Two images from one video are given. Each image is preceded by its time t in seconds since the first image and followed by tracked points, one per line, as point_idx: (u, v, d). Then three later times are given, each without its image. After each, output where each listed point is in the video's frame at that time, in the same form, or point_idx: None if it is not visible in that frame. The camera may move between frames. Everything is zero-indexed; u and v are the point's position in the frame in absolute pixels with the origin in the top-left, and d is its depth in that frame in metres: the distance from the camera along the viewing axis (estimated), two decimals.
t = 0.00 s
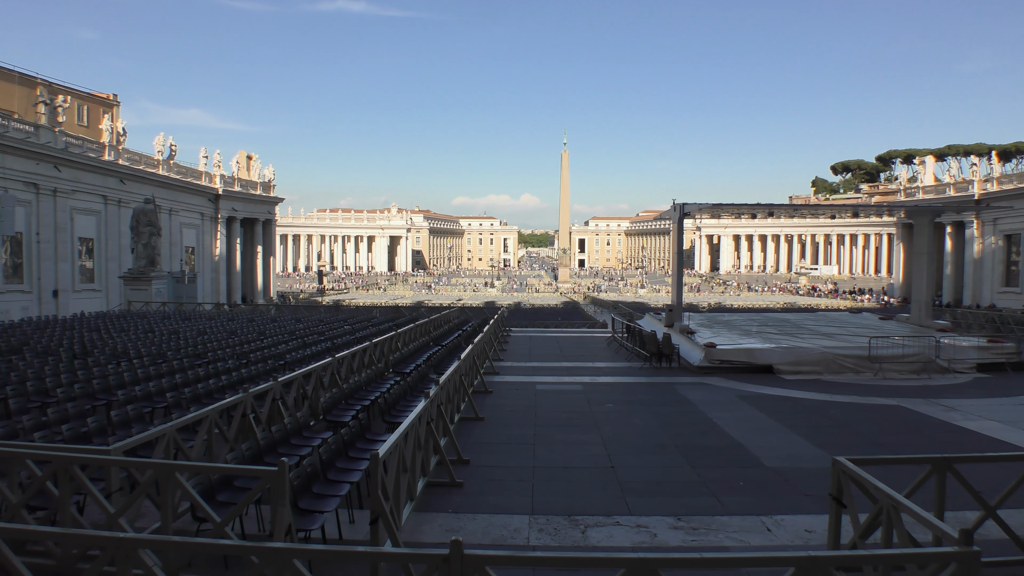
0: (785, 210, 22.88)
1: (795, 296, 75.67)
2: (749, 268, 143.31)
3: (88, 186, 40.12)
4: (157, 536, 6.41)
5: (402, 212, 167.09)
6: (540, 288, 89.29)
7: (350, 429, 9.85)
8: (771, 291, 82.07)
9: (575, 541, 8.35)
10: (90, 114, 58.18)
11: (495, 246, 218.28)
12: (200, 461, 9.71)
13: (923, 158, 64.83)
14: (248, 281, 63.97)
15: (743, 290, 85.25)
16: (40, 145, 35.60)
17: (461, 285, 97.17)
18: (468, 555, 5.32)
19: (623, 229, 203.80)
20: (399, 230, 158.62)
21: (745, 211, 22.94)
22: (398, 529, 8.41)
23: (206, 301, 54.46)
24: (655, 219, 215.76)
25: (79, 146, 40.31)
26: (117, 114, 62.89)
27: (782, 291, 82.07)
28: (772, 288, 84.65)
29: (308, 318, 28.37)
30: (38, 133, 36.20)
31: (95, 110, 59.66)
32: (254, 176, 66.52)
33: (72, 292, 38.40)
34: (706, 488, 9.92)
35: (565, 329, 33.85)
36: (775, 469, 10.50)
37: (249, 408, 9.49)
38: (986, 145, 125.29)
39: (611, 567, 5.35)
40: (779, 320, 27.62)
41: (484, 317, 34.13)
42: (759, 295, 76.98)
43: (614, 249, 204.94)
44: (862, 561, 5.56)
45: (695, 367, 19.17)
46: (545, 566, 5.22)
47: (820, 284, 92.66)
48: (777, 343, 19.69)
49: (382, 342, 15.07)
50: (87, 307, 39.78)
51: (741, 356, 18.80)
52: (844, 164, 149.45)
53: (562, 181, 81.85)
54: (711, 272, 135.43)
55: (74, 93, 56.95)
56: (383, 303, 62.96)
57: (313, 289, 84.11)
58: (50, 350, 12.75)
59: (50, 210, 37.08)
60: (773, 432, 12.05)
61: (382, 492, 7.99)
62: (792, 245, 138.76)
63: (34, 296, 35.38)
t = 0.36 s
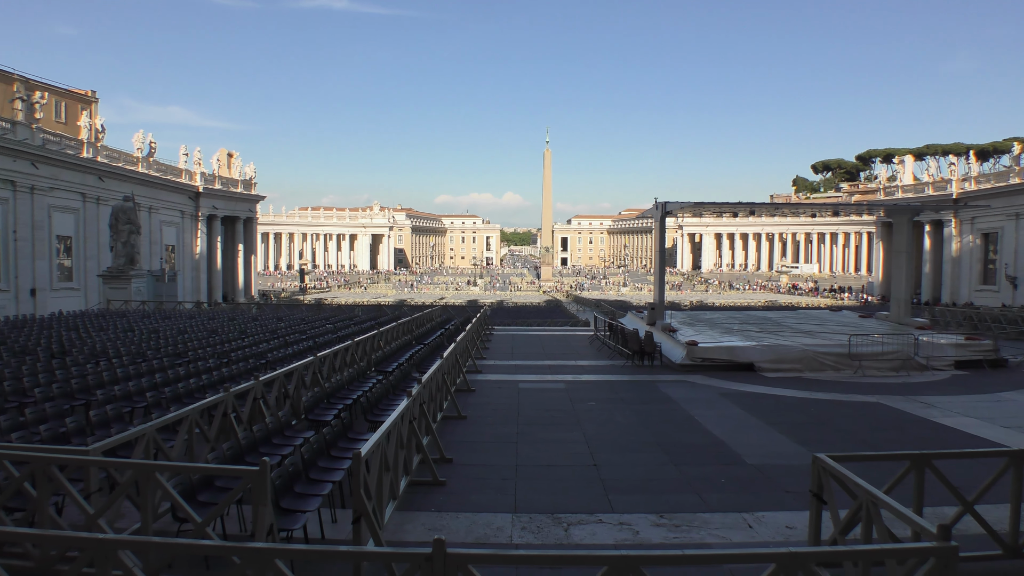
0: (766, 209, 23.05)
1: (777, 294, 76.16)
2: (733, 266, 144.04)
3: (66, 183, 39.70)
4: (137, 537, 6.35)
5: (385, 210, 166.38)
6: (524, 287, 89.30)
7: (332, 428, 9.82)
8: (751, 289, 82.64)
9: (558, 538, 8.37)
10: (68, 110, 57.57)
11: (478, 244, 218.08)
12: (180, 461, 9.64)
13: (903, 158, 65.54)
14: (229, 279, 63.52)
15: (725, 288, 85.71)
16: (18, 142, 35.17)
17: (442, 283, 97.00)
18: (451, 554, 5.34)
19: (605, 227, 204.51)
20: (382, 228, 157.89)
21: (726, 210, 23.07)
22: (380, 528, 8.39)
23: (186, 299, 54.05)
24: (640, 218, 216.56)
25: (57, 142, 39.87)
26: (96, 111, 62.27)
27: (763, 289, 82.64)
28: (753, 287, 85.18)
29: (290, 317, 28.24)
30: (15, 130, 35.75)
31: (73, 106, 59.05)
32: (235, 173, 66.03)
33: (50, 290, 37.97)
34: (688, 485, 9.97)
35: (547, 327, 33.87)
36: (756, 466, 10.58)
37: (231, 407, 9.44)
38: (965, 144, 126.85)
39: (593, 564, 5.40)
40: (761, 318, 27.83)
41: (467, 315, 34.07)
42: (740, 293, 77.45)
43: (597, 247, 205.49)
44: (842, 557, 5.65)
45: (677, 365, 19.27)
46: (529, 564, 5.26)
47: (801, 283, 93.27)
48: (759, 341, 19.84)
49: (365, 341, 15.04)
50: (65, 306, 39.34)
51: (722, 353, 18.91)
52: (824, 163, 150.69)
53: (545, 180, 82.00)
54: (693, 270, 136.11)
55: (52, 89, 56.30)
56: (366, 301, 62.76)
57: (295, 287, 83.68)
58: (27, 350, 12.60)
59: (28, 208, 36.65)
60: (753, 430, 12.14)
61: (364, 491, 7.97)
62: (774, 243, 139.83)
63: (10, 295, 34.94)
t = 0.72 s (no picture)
0: (747, 208, 23.17)
1: (758, 292, 76.74)
2: (716, 265, 144.78)
3: (43, 181, 39.26)
4: (116, 538, 6.28)
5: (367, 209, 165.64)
6: (507, 286, 89.34)
7: (314, 427, 9.79)
8: (731, 288, 83.19)
9: (541, 537, 8.38)
10: (45, 107, 57.00)
11: (461, 242, 217.82)
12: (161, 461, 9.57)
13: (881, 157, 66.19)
14: (210, 278, 63.10)
15: (706, 286, 86.22)
16: None
17: (424, 282, 96.81)
18: (434, 553, 5.34)
19: (588, 226, 205.17)
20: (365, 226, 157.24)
21: (707, 208, 23.15)
22: (363, 528, 8.36)
23: (165, 298, 53.67)
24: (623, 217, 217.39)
25: (34, 139, 39.39)
26: (74, 108, 61.73)
27: (743, 287, 83.24)
28: (734, 285, 85.74)
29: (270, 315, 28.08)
30: None
31: (50, 103, 58.48)
32: (215, 171, 65.57)
33: (27, 289, 37.51)
34: (671, 483, 10.02)
35: (529, 326, 33.89)
36: (737, 463, 10.65)
37: (212, 407, 9.38)
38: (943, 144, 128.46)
39: (577, 562, 5.42)
40: (742, 316, 28.05)
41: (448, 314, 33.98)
42: (721, 291, 77.91)
43: (579, 246, 205.97)
44: (821, 553, 5.68)
45: (659, 363, 19.35)
46: (512, 564, 5.27)
47: (782, 281, 93.97)
48: (741, 339, 19.96)
49: (347, 340, 15.00)
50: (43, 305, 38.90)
51: (703, 352, 19.04)
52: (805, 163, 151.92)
53: (528, 178, 82.19)
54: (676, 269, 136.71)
55: (29, 85, 55.72)
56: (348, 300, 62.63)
57: (276, 286, 83.24)
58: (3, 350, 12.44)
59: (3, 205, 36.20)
60: (734, 427, 12.22)
61: (346, 491, 7.92)
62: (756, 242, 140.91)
63: None
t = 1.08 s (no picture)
0: (728, 206, 23.30)
1: (739, 290, 77.22)
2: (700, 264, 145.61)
3: (20, 178, 38.81)
4: (95, 539, 6.20)
5: (349, 207, 164.88)
6: (489, 284, 89.35)
7: (296, 427, 9.75)
8: (713, 286, 83.73)
9: (524, 535, 8.39)
10: (21, 104, 56.35)
11: (444, 241, 217.47)
12: (141, 462, 9.48)
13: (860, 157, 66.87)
14: (190, 277, 62.67)
15: (689, 285, 86.63)
16: None
17: (406, 281, 96.58)
18: (416, 552, 5.32)
19: (571, 224, 205.69)
20: (347, 224, 156.24)
21: (689, 207, 23.26)
22: (345, 528, 8.33)
23: (145, 297, 53.24)
24: (608, 216, 218.09)
25: (10, 136, 38.93)
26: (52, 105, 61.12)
27: (724, 285, 83.77)
28: (715, 283, 86.21)
29: (250, 314, 27.92)
30: None
31: (28, 100, 57.84)
32: (196, 169, 65.09)
33: (3, 288, 37.06)
34: (653, 480, 10.06)
35: (511, 324, 33.91)
36: (719, 460, 10.72)
37: (192, 406, 9.31)
38: (923, 144, 129.98)
39: (559, 561, 5.42)
40: (724, 314, 28.22)
41: (430, 313, 33.91)
42: (703, 290, 78.29)
43: (561, 244, 206.33)
44: (803, 548, 5.70)
45: (641, 361, 19.42)
46: (495, 563, 5.27)
47: (763, 279, 94.68)
48: (722, 337, 20.07)
49: (328, 339, 14.94)
50: (21, 304, 38.45)
51: (685, 349, 19.15)
52: (786, 162, 153.26)
53: (511, 177, 82.34)
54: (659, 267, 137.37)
55: (5, 82, 55.07)
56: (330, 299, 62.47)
57: (258, 285, 82.75)
58: None
59: None
60: (717, 425, 12.28)
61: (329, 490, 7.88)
62: (738, 241, 141.84)
63: None
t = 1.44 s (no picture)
0: (709, 205, 23.41)
1: (722, 289, 77.64)
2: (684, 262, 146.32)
3: None
4: (74, 541, 6.13)
5: (332, 206, 164.14)
6: (472, 283, 89.29)
7: (278, 426, 9.71)
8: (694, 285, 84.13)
9: (507, 534, 8.39)
10: None
11: (427, 240, 217.09)
12: (121, 462, 9.40)
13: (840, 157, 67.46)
14: (171, 276, 62.19)
15: (672, 283, 87.00)
16: None
17: (389, 280, 96.30)
18: (399, 551, 5.29)
19: (553, 223, 206.04)
20: (329, 222, 155.31)
21: (671, 206, 23.34)
22: (328, 527, 8.30)
23: (125, 296, 52.79)
24: (592, 215, 218.72)
25: None
26: (30, 101, 60.46)
27: (705, 284, 84.22)
28: (697, 282, 86.63)
29: (232, 313, 27.76)
30: None
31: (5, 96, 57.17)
32: (176, 167, 64.56)
33: None
34: (636, 478, 10.11)
35: (494, 323, 33.93)
36: (702, 458, 10.78)
37: (173, 406, 9.24)
38: (903, 144, 131.42)
39: (542, 560, 5.41)
40: (705, 313, 28.37)
41: (412, 311, 33.85)
42: (686, 288, 78.66)
43: (544, 242, 206.70)
44: (784, 545, 5.73)
45: (624, 359, 19.50)
46: (478, 561, 5.25)
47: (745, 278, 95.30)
48: (705, 335, 20.18)
49: (311, 338, 14.89)
50: None
51: (668, 348, 19.24)
52: (768, 161, 154.42)
53: (494, 176, 82.38)
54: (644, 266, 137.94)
55: None
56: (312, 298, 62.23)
57: (239, 284, 82.11)
58: None
59: None
60: (699, 423, 12.35)
61: (311, 490, 7.83)
62: (721, 240, 142.67)
63: None
